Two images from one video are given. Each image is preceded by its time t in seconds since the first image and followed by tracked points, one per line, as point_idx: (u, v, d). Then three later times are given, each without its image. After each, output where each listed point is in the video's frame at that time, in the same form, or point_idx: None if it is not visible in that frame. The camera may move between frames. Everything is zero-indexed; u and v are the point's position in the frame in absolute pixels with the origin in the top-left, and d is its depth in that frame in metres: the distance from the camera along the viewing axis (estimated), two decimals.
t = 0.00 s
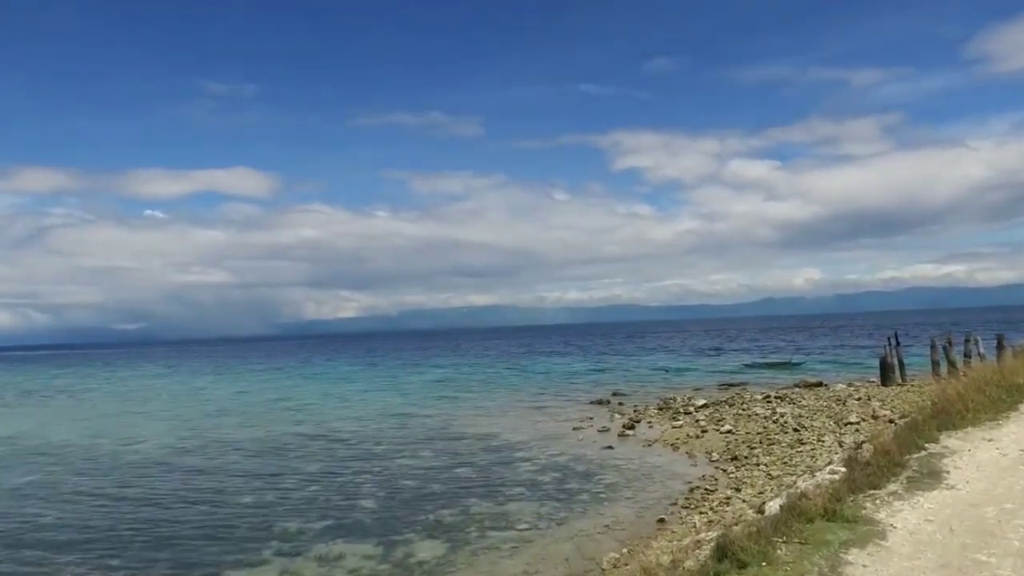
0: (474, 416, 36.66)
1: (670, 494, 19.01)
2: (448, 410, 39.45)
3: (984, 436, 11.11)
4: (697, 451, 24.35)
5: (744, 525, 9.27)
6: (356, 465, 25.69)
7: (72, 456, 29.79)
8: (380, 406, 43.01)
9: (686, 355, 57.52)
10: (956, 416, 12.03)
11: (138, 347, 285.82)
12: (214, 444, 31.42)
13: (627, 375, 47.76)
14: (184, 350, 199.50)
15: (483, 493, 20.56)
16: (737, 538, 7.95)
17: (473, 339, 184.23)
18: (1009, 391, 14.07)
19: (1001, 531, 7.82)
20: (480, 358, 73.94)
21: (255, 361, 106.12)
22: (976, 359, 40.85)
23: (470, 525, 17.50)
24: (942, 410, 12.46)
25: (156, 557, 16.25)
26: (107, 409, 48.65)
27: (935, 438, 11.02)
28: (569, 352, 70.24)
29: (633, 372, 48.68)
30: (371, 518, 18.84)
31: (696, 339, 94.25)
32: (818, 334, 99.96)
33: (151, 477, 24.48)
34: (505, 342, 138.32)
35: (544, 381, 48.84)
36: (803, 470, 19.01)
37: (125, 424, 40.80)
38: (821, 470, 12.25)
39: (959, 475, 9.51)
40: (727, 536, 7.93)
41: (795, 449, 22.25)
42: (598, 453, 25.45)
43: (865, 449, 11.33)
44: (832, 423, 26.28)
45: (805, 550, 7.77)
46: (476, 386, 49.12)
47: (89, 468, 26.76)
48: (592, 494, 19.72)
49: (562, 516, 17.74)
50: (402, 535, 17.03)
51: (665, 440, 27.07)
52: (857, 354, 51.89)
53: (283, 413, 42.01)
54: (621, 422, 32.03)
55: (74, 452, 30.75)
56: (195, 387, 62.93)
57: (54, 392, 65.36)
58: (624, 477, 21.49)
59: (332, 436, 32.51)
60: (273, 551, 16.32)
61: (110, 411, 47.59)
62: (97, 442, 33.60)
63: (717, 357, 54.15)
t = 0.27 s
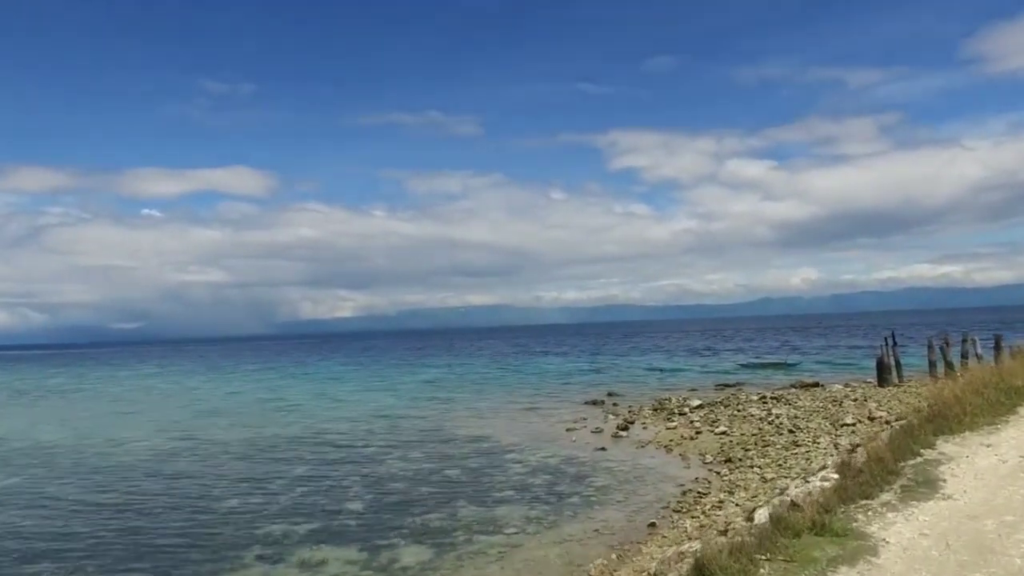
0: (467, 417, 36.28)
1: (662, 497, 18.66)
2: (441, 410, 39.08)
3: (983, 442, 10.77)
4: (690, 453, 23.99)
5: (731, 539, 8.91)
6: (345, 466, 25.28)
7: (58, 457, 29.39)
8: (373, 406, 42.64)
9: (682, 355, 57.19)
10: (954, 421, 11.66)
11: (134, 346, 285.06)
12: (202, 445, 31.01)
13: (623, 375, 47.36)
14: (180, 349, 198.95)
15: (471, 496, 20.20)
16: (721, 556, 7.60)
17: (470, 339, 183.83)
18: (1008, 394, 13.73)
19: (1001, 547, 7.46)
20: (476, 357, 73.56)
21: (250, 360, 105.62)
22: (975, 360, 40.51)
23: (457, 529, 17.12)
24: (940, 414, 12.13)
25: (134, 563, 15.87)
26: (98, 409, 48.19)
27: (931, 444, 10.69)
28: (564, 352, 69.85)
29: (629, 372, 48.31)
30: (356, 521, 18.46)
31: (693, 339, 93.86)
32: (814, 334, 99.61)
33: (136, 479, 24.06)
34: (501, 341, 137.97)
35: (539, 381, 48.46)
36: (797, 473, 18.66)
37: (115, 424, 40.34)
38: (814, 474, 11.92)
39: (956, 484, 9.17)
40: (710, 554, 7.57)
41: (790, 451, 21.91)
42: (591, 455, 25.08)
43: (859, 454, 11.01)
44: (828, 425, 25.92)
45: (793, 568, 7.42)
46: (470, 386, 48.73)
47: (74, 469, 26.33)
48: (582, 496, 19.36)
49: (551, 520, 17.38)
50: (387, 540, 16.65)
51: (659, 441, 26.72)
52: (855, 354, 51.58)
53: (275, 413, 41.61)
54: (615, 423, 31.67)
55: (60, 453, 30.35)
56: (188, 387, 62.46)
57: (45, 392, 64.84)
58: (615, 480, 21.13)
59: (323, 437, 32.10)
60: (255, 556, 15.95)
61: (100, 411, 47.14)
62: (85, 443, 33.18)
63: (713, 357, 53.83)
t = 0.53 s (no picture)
0: (456, 417, 35.89)
1: (649, 499, 18.34)
2: (430, 410, 38.67)
3: (974, 445, 10.48)
4: (679, 454, 23.68)
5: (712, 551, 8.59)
6: (329, 468, 24.86)
7: (38, 459, 28.88)
8: (361, 407, 42.20)
9: (674, 355, 56.91)
10: (945, 423, 11.37)
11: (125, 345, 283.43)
12: (186, 446, 30.55)
13: (614, 375, 47.05)
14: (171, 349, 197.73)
15: (456, 499, 19.84)
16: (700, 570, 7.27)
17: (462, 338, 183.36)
18: (1000, 394, 13.46)
19: (992, 559, 7.14)
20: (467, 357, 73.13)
21: (240, 360, 104.80)
22: (966, 360, 40.36)
23: (439, 533, 16.76)
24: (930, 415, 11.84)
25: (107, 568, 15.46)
26: (83, 410, 47.60)
27: (921, 447, 10.40)
28: (555, 352, 69.50)
29: (620, 372, 47.99)
30: (337, 524, 18.07)
31: (685, 339, 93.71)
32: (806, 334, 99.56)
33: (115, 481, 23.60)
34: (493, 341, 137.56)
35: (529, 381, 48.09)
36: (787, 475, 18.37)
37: (99, 424, 39.80)
38: (801, 478, 11.62)
39: (946, 491, 8.88)
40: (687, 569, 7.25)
41: (779, 452, 21.63)
42: (579, 456, 24.73)
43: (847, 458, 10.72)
44: (819, 425, 25.65)
45: None
46: (460, 386, 48.33)
47: (54, 472, 25.83)
48: (569, 499, 19.02)
49: (535, 523, 17.04)
50: (368, 544, 16.28)
51: (648, 442, 26.40)
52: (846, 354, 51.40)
53: (262, 413, 41.12)
54: (605, 423, 31.34)
55: (41, 454, 29.84)
56: (175, 387, 61.80)
57: (31, 392, 64.16)
58: (602, 481, 20.80)
59: (309, 438, 31.66)
60: (231, 561, 15.56)
61: (85, 412, 46.56)
62: (67, 444, 32.65)
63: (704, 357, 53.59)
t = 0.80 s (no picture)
0: (441, 419, 35.49)
1: (632, 503, 18.00)
2: (415, 412, 38.24)
3: (960, 452, 10.20)
4: (664, 456, 23.39)
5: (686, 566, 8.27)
6: (308, 471, 24.38)
7: (13, 461, 28.31)
8: (345, 407, 41.71)
9: (662, 355, 56.68)
10: (930, 429, 11.11)
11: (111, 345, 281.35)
12: (165, 448, 30.02)
13: (602, 375, 46.74)
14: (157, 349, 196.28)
15: (436, 502, 19.46)
16: None
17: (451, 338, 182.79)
18: (986, 398, 13.22)
19: None
20: (455, 357, 72.68)
21: (226, 360, 103.93)
22: (953, 360, 40.29)
23: (417, 538, 16.34)
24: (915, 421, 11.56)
25: None
26: (63, 411, 46.86)
27: (904, 456, 10.11)
28: (544, 352, 69.18)
29: (608, 373, 47.72)
30: (313, 528, 17.62)
31: (673, 338, 93.64)
32: (794, 334, 99.68)
33: (89, 485, 23.09)
34: (483, 341, 137.40)
35: (515, 381, 47.72)
36: (771, 478, 18.09)
37: (78, 426, 39.12)
38: (783, 485, 11.30)
39: (930, 503, 8.57)
40: None
41: (765, 454, 21.35)
42: (562, 458, 24.37)
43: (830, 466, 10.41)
44: (805, 427, 25.39)
45: None
46: (446, 387, 47.92)
47: (26, 475, 25.24)
48: (550, 503, 18.65)
49: (515, 528, 16.68)
50: (343, 550, 15.88)
51: (634, 444, 26.10)
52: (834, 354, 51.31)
53: (244, 414, 40.58)
54: (590, 424, 31.02)
55: (16, 457, 29.26)
56: (158, 388, 61.09)
57: (13, 392, 63.28)
58: (585, 485, 20.47)
59: (290, 439, 31.19)
60: (201, 569, 15.12)
61: (65, 413, 45.83)
62: (43, 447, 32.04)
63: (692, 357, 53.38)
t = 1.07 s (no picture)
0: (425, 420, 35.13)
1: (612, 508, 17.69)
2: (398, 413, 37.86)
3: (942, 462, 9.91)
4: (647, 459, 23.12)
5: None
6: (287, 474, 23.96)
7: None
8: (329, 409, 41.29)
9: (649, 356, 56.52)
10: (913, 436, 10.85)
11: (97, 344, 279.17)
12: (142, 450, 29.52)
13: (588, 376, 46.52)
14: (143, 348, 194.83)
15: (415, 507, 19.10)
16: None
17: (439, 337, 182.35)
18: (969, 403, 12.98)
19: None
20: (442, 357, 72.31)
21: (211, 360, 103.17)
22: (938, 361, 40.30)
23: (392, 545, 15.97)
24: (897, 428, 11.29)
25: None
26: (44, 413, 46.23)
27: (885, 466, 9.80)
28: (531, 352, 68.96)
29: (594, 374, 47.49)
30: (287, 534, 17.22)
31: (661, 339, 93.68)
32: (782, 335, 99.90)
33: (61, 489, 22.60)
34: (471, 341, 137.04)
35: (501, 382, 47.42)
36: (754, 483, 17.82)
37: (57, 428, 38.55)
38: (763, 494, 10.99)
39: (910, 517, 8.28)
40: None
41: (749, 458, 21.12)
42: (545, 461, 24.06)
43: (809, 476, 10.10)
44: (790, 429, 25.17)
45: None
46: (432, 387, 47.55)
47: None
48: (530, 508, 18.32)
49: (493, 534, 16.34)
50: (317, 557, 15.50)
51: (617, 446, 25.82)
52: (821, 355, 51.30)
53: (226, 416, 40.08)
54: (575, 426, 30.74)
55: None
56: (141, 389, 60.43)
57: None
58: (566, 488, 20.17)
59: (271, 441, 30.76)
60: None
61: (46, 414, 45.21)
62: (18, 449, 31.47)
63: (679, 358, 53.25)
